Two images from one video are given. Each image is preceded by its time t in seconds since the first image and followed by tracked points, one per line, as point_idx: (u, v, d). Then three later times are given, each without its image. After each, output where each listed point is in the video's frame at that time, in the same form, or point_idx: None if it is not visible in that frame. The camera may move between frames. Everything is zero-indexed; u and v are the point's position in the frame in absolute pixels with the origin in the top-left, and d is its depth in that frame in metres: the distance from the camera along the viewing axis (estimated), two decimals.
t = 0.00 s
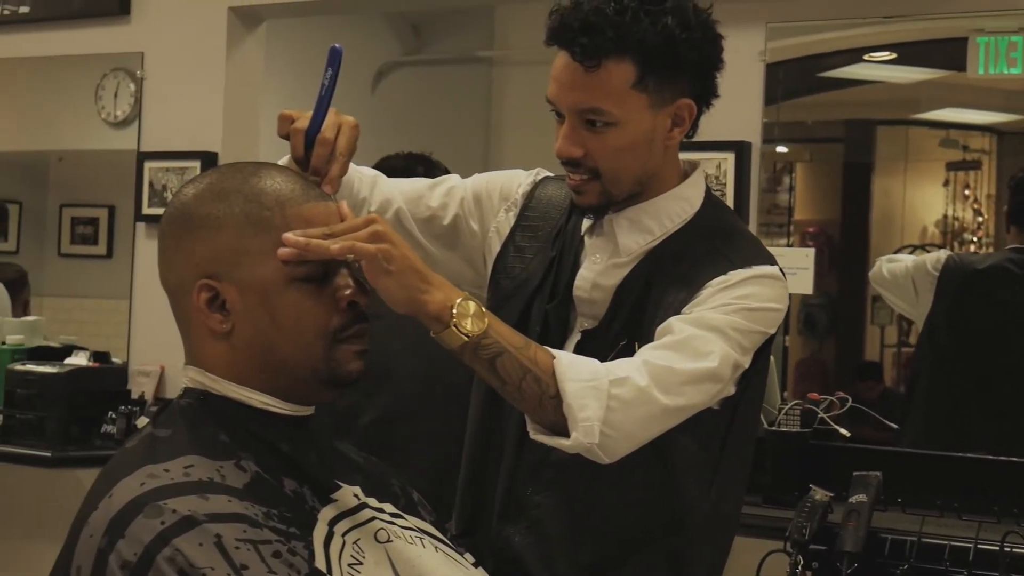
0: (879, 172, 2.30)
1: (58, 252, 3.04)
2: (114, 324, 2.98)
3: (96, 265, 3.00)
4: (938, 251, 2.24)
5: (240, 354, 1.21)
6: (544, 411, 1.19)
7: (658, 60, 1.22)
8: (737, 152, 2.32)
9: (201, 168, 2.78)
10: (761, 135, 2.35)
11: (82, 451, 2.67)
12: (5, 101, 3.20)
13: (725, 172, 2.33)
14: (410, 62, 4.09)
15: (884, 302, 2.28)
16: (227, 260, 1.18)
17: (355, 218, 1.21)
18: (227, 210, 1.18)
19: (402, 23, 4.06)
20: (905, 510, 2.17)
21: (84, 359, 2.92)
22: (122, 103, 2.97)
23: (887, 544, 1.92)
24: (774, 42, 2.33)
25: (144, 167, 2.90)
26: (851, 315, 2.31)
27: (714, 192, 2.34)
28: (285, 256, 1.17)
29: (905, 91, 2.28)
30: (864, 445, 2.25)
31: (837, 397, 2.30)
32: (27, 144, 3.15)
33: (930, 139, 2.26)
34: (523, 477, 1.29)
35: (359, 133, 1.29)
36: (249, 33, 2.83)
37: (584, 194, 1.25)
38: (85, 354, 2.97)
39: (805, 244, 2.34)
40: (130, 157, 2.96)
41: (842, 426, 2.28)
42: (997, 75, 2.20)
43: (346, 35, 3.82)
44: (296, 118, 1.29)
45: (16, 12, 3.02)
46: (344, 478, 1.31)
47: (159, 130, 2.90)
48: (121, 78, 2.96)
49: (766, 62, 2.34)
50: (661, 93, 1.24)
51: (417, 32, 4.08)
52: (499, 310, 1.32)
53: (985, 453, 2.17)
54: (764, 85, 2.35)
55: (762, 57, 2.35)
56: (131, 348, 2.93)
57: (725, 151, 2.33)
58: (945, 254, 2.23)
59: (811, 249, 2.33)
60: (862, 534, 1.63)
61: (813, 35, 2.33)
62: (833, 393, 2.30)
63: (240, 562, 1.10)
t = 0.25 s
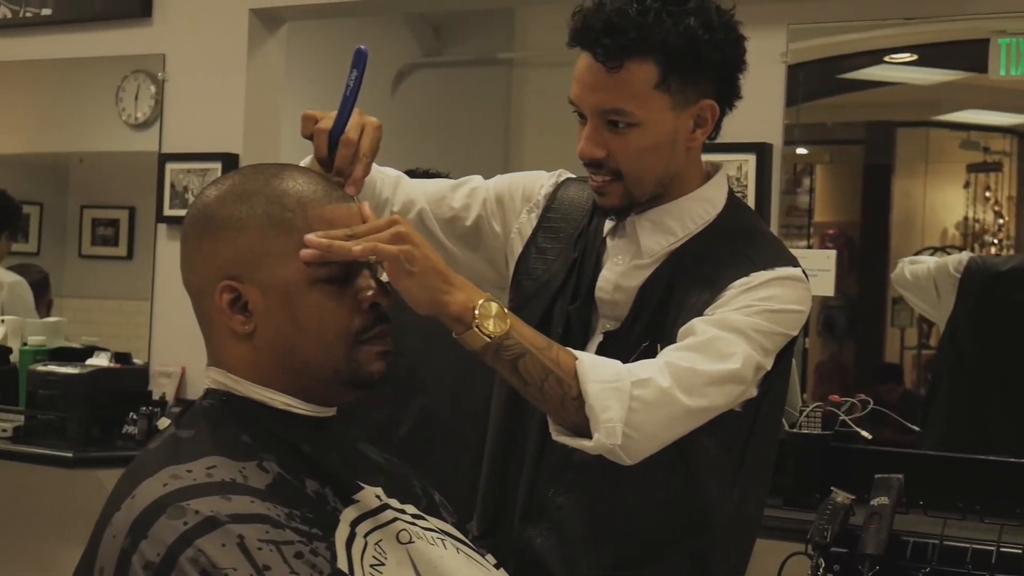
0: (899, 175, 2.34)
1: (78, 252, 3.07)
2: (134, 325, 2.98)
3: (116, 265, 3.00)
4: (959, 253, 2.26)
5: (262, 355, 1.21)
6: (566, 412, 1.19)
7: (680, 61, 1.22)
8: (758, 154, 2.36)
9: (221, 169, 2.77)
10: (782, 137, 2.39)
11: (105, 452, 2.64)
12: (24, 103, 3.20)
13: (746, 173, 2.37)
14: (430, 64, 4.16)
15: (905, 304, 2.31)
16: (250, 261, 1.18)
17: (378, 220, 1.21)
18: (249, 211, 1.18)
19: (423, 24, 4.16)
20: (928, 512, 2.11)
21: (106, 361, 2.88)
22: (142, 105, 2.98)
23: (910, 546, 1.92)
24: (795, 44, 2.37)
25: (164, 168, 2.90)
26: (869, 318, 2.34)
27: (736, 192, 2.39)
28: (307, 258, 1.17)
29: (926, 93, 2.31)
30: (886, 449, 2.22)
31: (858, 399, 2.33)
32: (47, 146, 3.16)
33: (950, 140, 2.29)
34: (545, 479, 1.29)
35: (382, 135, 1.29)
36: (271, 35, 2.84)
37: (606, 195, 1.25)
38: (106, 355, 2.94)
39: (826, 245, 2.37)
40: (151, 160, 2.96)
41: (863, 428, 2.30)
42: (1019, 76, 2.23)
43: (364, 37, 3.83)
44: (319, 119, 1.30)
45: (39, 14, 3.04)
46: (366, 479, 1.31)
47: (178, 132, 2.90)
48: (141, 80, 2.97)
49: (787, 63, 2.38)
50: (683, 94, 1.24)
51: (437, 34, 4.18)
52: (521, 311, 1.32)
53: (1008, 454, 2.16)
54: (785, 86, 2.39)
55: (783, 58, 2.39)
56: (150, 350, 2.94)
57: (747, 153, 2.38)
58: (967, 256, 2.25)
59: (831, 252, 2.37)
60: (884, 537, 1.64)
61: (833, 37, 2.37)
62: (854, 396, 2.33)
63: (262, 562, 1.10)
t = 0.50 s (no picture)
0: (916, 176, 2.40)
1: (95, 255, 3.05)
2: (151, 325, 2.99)
3: (133, 265, 3.01)
4: (977, 254, 2.30)
5: (281, 355, 1.21)
6: (585, 413, 1.19)
7: (700, 62, 1.22)
8: (776, 155, 2.36)
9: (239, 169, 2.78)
10: (799, 136, 2.40)
11: (120, 453, 2.68)
12: (42, 104, 3.20)
13: (764, 173, 2.37)
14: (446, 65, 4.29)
15: (922, 304, 2.35)
16: (268, 261, 1.18)
17: (396, 220, 1.21)
18: (268, 211, 1.18)
19: (439, 26, 4.26)
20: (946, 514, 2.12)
21: (123, 361, 2.93)
22: (159, 106, 2.99)
23: (927, 548, 1.95)
24: (813, 44, 2.38)
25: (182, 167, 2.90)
26: (886, 319, 2.38)
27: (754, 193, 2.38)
28: (325, 258, 1.17)
29: (943, 94, 2.36)
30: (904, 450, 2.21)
31: (876, 401, 2.35)
32: (63, 146, 3.15)
33: (968, 141, 2.36)
34: (563, 480, 1.29)
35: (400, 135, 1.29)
36: (289, 37, 2.86)
37: (625, 196, 1.25)
38: (124, 355, 2.99)
39: (842, 246, 2.41)
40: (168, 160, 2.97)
41: (882, 430, 2.33)
42: None
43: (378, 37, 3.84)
44: (337, 120, 1.30)
45: (57, 15, 3.03)
46: (384, 479, 1.31)
47: (196, 134, 2.91)
48: (158, 81, 2.98)
49: (805, 64, 2.39)
50: (702, 94, 1.23)
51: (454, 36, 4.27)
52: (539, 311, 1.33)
53: None
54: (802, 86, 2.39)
55: (801, 58, 2.39)
56: (168, 350, 2.95)
57: (764, 154, 2.37)
58: (985, 257, 2.29)
59: (850, 253, 2.40)
60: (902, 539, 1.68)
61: (850, 37, 2.37)
62: (872, 397, 2.36)
63: (281, 563, 1.10)
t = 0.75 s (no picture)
0: (935, 175, 2.41)
1: (120, 253, 3.15)
2: (171, 326, 3.00)
3: (154, 267, 3.05)
4: (997, 254, 2.32)
5: (303, 355, 1.21)
6: (606, 413, 1.19)
7: (720, 61, 1.22)
8: (796, 155, 2.37)
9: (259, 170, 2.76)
10: (819, 136, 2.39)
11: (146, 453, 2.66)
12: (66, 105, 3.20)
13: (784, 173, 2.38)
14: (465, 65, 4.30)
15: (942, 304, 2.37)
16: (289, 261, 1.18)
17: (417, 220, 1.21)
18: (289, 211, 1.18)
19: (458, 27, 4.32)
20: (967, 515, 2.20)
21: (144, 361, 2.92)
22: (177, 106, 2.97)
23: (948, 549, 1.94)
24: (832, 44, 2.38)
25: (203, 168, 2.88)
26: (904, 319, 2.39)
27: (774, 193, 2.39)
28: (346, 258, 1.17)
29: (963, 93, 2.36)
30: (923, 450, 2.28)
31: (896, 401, 2.36)
32: (91, 148, 3.19)
33: (988, 141, 2.35)
34: (583, 480, 1.29)
35: (420, 135, 1.29)
36: (308, 37, 2.84)
37: (646, 196, 1.25)
38: (145, 356, 2.97)
39: (861, 246, 2.42)
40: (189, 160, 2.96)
41: (903, 430, 2.33)
42: None
43: (397, 38, 3.83)
44: (358, 119, 1.30)
45: (77, 16, 2.97)
46: (405, 479, 1.31)
47: (214, 133, 2.88)
48: (177, 82, 2.96)
49: (824, 63, 2.39)
50: (723, 94, 1.23)
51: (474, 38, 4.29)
52: (559, 311, 1.33)
53: None
54: (821, 86, 2.40)
55: (821, 58, 2.39)
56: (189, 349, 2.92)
57: (783, 154, 2.38)
58: (1005, 256, 2.31)
59: (870, 253, 2.41)
60: (922, 539, 1.65)
61: (869, 37, 2.38)
62: (892, 397, 2.37)
63: (303, 562, 1.10)
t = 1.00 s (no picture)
0: (953, 174, 2.48)
1: (137, 253, 3.14)
2: (188, 326, 3.00)
3: (170, 266, 3.05)
4: (1015, 253, 2.39)
5: (322, 354, 1.21)
6: (625, 412, 1.19)
7: (739, 59, 1.22)
8: (813, 153, 2.44)
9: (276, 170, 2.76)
10: (836, 135, 2.48)
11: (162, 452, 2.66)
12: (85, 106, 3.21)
13: (801, 171, 2.45)
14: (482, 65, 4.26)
15: (959, 303, 2.43)
16: (308, 261, 1.18)
17: (435, 219, 1.21)
18: (308, 211, 1.18)
19: (474, 26, 4.28)
20: (987, 514, 2.19)
21: (163, 361, 2.94)
22: (194, 106, 2.98)
23: (968, 548, 1.95)
24: (850, 42, 2.46)
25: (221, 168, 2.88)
26: (920, 318, 2.46)
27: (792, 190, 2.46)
28: (365, 257, 1.17)
29: (979, 90, 2.44)
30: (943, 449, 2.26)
31: (915, 399, 2.43)
32: (109, 149, 3.19)
33: (1003, 140, 2.42)
34: (602, 478, 1.29)
35: (438, 134, 1.29)
36: (325, 36, 2.84)
37: (663, 194, 1.25)
38: (163, 355, 3.01)
39: (878, 245, 2.50)
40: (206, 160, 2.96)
41: (922, 428, 2.41)
42: None
43: (412, 37, 3.83)
44: (375, 119, 1.30)
45: (94, 16, 2.98)
46: (424, 478, 1.31)
47: (230, 133, 2.88)
48: (194, 82, 2.96)
49: (842, 62, 2.47)
50: (741, 92, 1.23)
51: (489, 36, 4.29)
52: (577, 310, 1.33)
53: None
54: (840, 84, 2.48)
55: (839, 56, 2.48)
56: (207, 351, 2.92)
57: (802, 151, 2.45)
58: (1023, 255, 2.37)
59: (888, 251, 2.48)
60: (941, 538, 1.68)
61: (886, 36, 2.46)
62: (911, 396, 2.44)
63: (322, 561, 1.10)
